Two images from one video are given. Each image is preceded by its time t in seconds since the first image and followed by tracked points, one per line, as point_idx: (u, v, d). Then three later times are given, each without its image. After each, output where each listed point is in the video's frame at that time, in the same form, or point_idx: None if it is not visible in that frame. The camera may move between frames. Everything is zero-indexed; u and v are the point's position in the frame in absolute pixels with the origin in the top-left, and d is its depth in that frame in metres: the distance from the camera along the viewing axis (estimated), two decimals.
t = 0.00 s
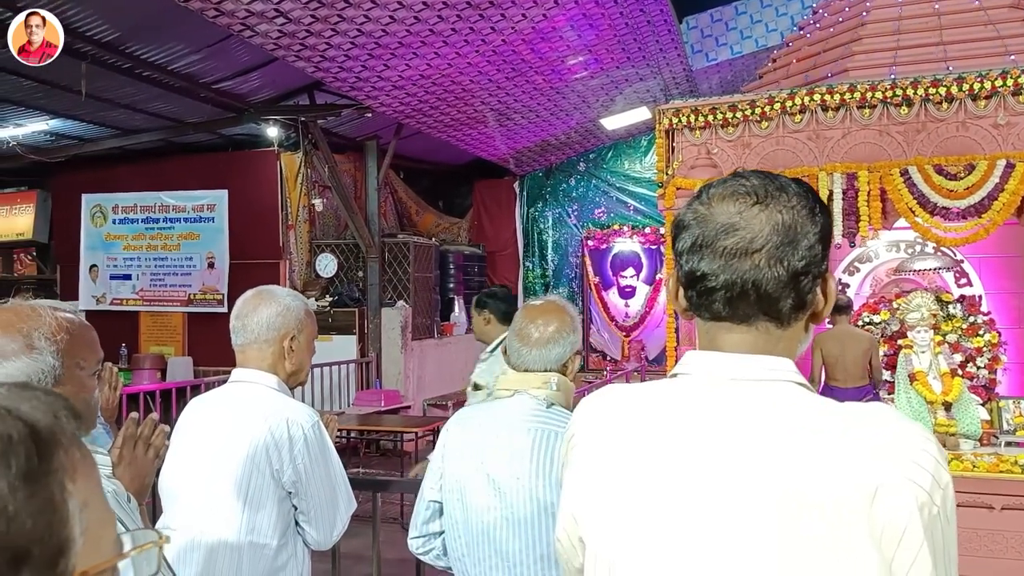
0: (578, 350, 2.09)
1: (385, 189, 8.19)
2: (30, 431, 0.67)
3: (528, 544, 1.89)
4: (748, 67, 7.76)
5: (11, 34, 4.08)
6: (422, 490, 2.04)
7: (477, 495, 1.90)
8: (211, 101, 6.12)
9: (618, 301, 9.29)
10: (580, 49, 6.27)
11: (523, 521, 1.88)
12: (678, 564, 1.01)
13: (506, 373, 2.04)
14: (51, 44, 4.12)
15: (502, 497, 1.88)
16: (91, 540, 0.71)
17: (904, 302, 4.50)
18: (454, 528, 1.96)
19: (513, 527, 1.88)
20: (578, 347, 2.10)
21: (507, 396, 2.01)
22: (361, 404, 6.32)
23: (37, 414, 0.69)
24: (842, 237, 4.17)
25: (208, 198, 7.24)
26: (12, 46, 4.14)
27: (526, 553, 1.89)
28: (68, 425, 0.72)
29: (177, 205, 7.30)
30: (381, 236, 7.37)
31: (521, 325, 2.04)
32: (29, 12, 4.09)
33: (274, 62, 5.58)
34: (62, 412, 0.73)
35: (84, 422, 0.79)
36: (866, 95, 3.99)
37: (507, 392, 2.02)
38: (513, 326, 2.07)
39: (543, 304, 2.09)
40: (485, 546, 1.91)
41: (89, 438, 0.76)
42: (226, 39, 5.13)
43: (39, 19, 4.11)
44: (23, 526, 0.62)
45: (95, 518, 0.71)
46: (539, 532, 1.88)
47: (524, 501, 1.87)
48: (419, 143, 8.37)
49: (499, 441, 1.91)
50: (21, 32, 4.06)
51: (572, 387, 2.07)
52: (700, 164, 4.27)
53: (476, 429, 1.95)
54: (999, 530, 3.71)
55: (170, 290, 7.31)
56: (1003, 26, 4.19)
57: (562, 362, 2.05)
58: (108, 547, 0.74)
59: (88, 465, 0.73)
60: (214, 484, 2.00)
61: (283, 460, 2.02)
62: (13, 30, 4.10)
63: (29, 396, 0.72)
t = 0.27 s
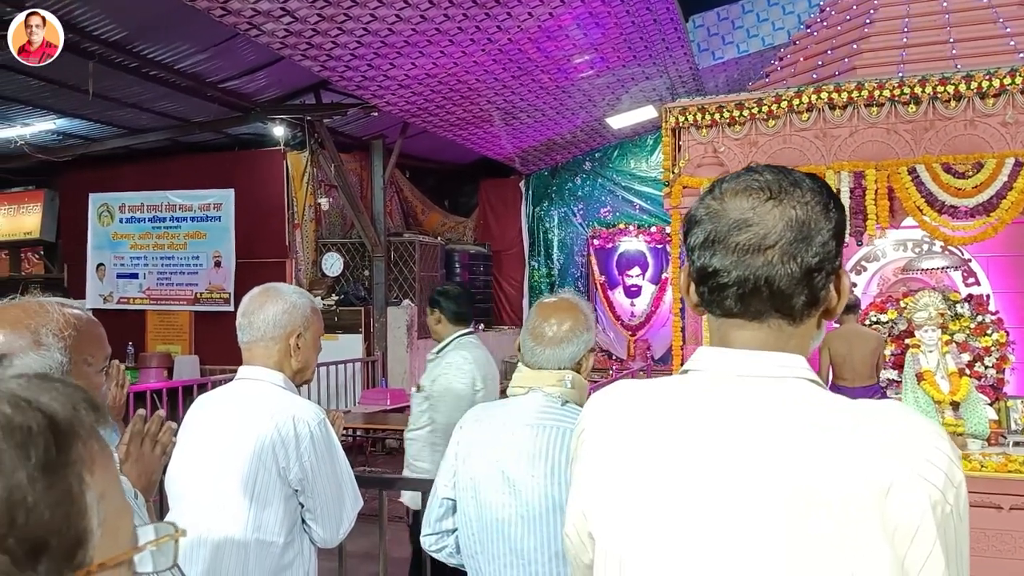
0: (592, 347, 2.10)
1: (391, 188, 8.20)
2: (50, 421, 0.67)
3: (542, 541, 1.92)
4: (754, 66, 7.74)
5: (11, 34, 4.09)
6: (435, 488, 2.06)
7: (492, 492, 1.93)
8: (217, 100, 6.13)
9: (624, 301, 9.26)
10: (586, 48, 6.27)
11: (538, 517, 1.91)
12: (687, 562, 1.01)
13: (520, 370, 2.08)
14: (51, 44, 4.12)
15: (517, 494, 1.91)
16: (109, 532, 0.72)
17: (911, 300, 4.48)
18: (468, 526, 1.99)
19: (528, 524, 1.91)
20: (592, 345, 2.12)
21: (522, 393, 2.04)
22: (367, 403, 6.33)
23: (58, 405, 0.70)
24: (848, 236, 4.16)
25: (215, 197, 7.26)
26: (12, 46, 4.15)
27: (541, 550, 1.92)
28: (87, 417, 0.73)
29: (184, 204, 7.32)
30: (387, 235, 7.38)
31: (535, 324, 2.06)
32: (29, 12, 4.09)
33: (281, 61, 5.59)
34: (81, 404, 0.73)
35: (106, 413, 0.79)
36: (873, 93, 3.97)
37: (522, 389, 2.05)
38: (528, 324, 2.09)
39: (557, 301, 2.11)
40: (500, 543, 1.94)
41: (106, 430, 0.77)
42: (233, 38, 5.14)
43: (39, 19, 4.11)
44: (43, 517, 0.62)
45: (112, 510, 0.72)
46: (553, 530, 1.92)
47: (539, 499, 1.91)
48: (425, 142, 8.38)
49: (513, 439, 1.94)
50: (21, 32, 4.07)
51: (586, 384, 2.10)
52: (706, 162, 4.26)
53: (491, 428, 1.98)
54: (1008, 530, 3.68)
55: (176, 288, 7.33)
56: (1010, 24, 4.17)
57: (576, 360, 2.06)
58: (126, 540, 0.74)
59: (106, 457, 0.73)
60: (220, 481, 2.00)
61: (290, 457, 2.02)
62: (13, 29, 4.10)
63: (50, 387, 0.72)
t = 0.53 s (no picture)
0: (605, 346, 2.09)
1: (397, 188, 8.20)
2: (62, 416, 0.66)
3: (552, 539, 1.92)
4: (761, 65, 7.72)
5: (11, 34, 4.09)
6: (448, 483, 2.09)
7: (502, 489, 1.95)
8: (224, 100, 6.14)
9: (629, 300, 9.29)
10: (592, 47, 6.26)
11: (547, 515, 1.92)
12: (697, 561, 1.02)
13: (533, 368, 2.07)
14: (51, 44, 4.12)
15: (527, 491, 1.92)
16: (122, 528, 0.71)
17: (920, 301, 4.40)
18: (479, 521, 2.01)
19: (538, 522, 1.92)
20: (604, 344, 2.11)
21: (534, 391, 2.04)
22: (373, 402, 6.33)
23: (69, 400, 0.69)
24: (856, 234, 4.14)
25: (221, 197, 7.28)
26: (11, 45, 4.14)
27: (550, 548, 1.93)
28: (99, 412, 0.73)
29: (190, 204, 7.33)
30: (393, 235, 7.39)
31: (547, 322, 2.06)
32: (29, 12, 4.09)
33: (287, 61, 5.60)
34: (93, 400, 0.73)
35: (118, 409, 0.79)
36: (881, 92, 3.96)
37: (534, 387, 2.05)
38: (540, 322, 2.08)
39: (570, 300, 2.11)
40: (509, 540, 1.95)
41: (118, 426, 0.77)
42: (239, 38, 5.14)
43: (39, 19, 4.11)
44: (57, 511, 0.62)
45: (125, 506, 0.71)
46: (564, 529, 1.92)
47: (549, 496, 1.91)
48: (431, 142, 8.38)
49: (523, 436, 1.95)
50: (20, 32, 4.07)
51: (600, 383, 2.09)
52: (713, 161, 4.24)
53: (502, 425, 1.99)
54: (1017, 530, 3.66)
55: (183, 288, 7.35)
56: (1019, 22, 4.15)
57: (589, 360, 2.06)
58: (138, 536, 0.74)
59: (117, 453, 0.73)
60: (227, 480, 2.00)
61: (297, 456, 2.02)
62: (13, 30, 4.10)
63: (61, 382, 0.72)
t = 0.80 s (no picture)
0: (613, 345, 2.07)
1: (402, 190, 8.22)
2: (73, 414, 0.66)
3: (560, 539, 1.92)
4: (767, 65, 7.71)
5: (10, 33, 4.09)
6: (458, 481, 2.11)
7: (510, 488, 1.95)
8: (230, 101, 6.16)
9: (635, 301, 9.28)
10: (598, 48, 6.26)
11: (555, 515, 1.92)
12: (704, 562, 1.02)
13: (541, 368, 2.07)
14: (52, 44, 4.13)
15: (534, 491, 1.93)
16: (132, 528, 0.71)
17: (927, 301, 4.43)
18: (488, 520, 2.02)
19: (546, 522, 1.92)
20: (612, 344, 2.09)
21: (541, 391, 2.04)
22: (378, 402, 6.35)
23: (80, 398, 0.69)
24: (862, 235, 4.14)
25: (228, 198, 7.30)
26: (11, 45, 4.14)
27: (558, 548, 1.92)
28: (109, 410, 0.73)
29: (197, 205, 7.37)
30: (399, 236, 7.40)
31: (555, 322, 2.05)
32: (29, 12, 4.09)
33: (293, 62, 5.61)
34: (104, 398, 0.73)
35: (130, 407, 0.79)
36: (888, 92, 3.95)
37: (541, 387, 2.05)
38: (547, 322, 2.08)
39: (577, 300, 2.09)
40: (518, 540, 1.95)
41: (128, 423, 0.77)
42: (245, 40, 5.16)
43: (39, 19, 4.11)
44: (66, 512, 0.62)
45: (136, 505, 0.71)
46: (572, 528, 1.92)
47: (557, 496, 1.91)
48: (436, 143, 8.39)
49: (531, 435, 1.95)
50: (21, 32, 4.07)
51: (608, 383, 2.08)
52: (720, 161, 4.24)
53: (510, 424, 1.99)
54: None
55: (189, 289, 7.37)
56: None
57: (596, 359, 2.05)
58: (149, 535, 0.74)
59: (128, 451, 0.73)
60: (236, 480, 2.00)
61: (305, 456, 2.03)
62: (13, 29, 4.10)
63: (72, 380, 0.71)
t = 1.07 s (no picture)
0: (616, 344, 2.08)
1: (408, 189, 8.23)
2: (89, 413, 0.66)
3: (567, 537, 1.92)
4: (774, 64, 7.69)
5: (12, 33, 4.09)
6: (465, 481, 2.11)
7: (517, 487, 1.96)
8: (237, 101, 6.18)
9: (641, 301, 9.28)
10: (604, 47, 6.25)
11: (562, 514, 1.92)
12: (713, 562, 1.02)
13: (545, 368, 2.07)
14: (53, 44, 4.13)
15: (541, 490, 1.93)
16: (147, 527, 0.72)
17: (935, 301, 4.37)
18: (495, 520, 2.02)
19: (553, 521, 1.92)
20: (615, 341, 2.09)
21: (546, 390, 2.04)
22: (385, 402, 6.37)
23: (96, 396, 0.69)
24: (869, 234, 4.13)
25: (235, 198, 7.32)
26: (12, 46, 4.15)
27: (565, 546, 1.93)
28: (128, 407, 0.74)
29: (204, 205, 7.39)
30: (405, 236, 7.41)
31: (557, 322, 2.05)
32: (30, 12, 4.10)
33: (299, 62, 5.62)
34: (120, 396, 0.73)
35: (146, 404, 0.79)
36: (895, 90, 3.93)
37: (546, 387, 2.05)
38: (550, 323, 2.08)
39: (579, 299, 2.09)
40: (525, 540, 1.96)
41: (146, 420, 0.78)
42: (252, 40, 5.17)
43: (40, 19, 4.12)
44: (83, 510, 0.62)
45: (152, 501, 0.72)
46: (579, 527, 1.92)
47: (564, 495, 1.92)
48: (442, 143, 8.40)
49: (537, 435, 1.95)
50: (21, 32, 4.08)
51: (612, 382, 2.07)
52: (727, 160, 4.22)
53: (516, 424, 1.99)
54: None
55: (197, 289, 7.39)
56: None
57: (600, 358, 2.05)
58: (164, 533, 0.74)
59: (143, 449, 0.73)
60: (244, 480, 2.01)
61: (314, 456, 2.03)
62: (13, 29, 4.10)
63: (87, 377, 0.72)
